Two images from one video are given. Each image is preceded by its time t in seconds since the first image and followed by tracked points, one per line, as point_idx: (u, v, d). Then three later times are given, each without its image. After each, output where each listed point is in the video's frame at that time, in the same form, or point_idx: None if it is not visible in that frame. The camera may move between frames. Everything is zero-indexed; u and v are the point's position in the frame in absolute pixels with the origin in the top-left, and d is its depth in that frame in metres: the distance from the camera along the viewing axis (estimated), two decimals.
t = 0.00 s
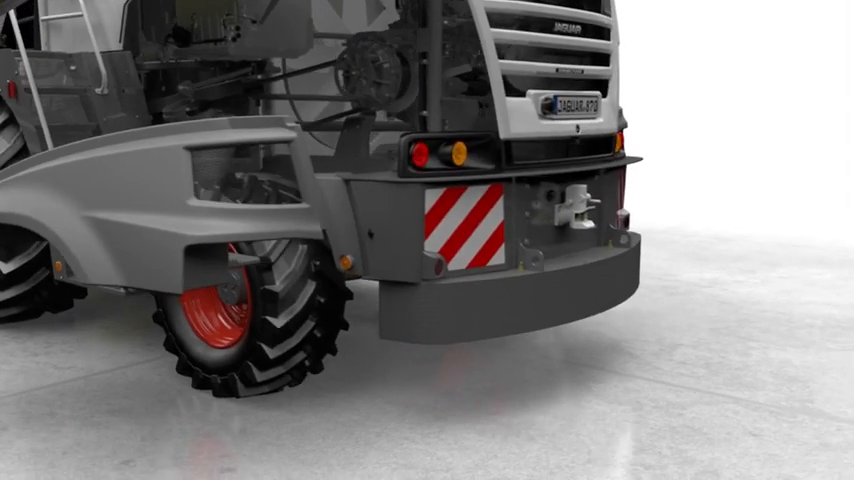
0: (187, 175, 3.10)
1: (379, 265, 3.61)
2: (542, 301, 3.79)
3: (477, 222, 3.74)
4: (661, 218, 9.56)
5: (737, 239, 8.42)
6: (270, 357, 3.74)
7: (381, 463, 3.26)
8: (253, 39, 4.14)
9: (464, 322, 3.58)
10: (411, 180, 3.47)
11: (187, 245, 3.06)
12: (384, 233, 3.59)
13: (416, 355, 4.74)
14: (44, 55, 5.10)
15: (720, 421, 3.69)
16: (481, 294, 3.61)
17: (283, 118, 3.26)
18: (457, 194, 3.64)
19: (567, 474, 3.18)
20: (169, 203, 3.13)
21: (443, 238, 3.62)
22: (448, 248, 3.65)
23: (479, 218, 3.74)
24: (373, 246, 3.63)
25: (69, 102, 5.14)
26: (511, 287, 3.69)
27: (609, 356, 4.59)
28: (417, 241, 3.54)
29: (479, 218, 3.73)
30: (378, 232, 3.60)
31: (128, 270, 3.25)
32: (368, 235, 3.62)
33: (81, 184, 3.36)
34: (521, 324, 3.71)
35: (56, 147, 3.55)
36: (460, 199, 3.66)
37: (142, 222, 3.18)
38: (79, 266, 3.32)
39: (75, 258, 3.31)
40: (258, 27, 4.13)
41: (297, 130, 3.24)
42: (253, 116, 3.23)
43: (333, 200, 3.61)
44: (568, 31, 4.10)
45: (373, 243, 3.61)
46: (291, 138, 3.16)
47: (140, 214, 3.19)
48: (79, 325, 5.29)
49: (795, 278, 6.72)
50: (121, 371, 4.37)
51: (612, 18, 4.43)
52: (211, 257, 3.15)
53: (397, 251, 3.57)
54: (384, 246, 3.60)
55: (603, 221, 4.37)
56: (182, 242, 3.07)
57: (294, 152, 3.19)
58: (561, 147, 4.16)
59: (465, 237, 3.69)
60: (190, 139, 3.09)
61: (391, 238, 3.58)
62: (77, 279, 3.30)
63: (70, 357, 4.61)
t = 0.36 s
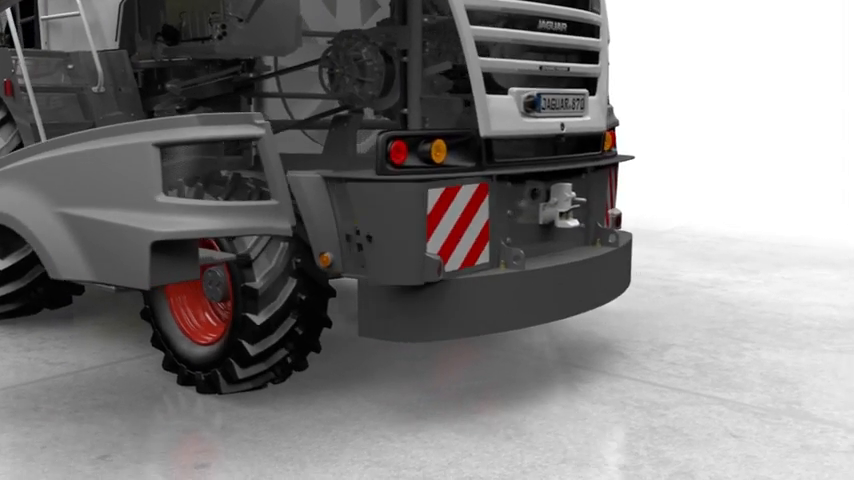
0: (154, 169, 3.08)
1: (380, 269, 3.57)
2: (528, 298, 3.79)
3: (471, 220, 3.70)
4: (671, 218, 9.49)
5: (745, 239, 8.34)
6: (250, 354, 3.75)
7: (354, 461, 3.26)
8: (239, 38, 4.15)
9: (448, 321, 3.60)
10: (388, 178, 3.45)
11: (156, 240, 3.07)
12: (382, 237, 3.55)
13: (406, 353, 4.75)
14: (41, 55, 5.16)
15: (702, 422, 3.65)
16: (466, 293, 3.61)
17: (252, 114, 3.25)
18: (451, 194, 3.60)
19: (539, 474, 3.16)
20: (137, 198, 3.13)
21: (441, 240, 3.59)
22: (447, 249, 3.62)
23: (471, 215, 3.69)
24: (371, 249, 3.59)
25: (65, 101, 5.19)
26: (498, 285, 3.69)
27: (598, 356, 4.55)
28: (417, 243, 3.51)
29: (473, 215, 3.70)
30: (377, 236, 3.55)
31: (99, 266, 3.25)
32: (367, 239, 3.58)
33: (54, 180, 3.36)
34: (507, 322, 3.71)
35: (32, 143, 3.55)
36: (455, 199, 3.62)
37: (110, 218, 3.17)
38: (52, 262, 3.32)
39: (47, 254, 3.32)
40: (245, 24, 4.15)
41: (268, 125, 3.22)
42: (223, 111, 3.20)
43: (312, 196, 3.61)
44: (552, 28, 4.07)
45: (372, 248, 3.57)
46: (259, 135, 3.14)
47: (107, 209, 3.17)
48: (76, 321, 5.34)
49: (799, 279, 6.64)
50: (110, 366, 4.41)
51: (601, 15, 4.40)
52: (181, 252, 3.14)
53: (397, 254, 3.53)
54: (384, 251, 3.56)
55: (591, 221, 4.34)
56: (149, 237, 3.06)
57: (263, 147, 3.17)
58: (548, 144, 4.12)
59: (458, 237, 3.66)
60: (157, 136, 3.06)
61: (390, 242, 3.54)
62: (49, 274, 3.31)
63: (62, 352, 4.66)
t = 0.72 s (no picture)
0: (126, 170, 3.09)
1: (436, 277, 3.52)
2: (519, 294, 3.85)
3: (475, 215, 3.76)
4: (681, 219, 9.41)
5: (754, 240, 8.25)
6: (232, 352, 3.77)
7: (328, 460, 3.26)
8: (228, 37, 4.15)
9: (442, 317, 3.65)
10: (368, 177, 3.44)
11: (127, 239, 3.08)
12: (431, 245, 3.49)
13: (393, 351, 4.76)
14: (39, 54, 5.21)
15: (684, 424, 3.61)
16: (462, 290, 3.65)
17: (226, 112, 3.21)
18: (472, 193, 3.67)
19: (512, 475, 3.14)
20: (109, 197, 3.12)
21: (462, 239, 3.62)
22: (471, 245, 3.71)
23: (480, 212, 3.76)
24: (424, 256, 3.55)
25: (63, 100, 5.24)
26: (493, 281, 3.74)
27: (588, 358, 4.53)
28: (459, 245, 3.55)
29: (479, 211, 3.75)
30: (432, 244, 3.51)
31: (72, 264, 3.26)
32: (424, 247, 3.53)
33: (28, 177, 3.35)
34: (498, 318, 3.78)
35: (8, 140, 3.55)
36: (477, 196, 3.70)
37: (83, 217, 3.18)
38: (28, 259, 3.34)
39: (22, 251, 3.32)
40: (232, 24, 4.15)
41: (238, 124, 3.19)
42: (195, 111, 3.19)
43: (293, 195, 3.61)
44: (537, 27, 4.02)
45: (431, 256, 3.53)
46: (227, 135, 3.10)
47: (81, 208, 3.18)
48: (73, 319, 5.39)
49: (803, 281, 6.55)
50: (99, 364, 4.45)
51: (591, 14, 4.36)
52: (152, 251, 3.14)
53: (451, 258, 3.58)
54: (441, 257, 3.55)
55: (580, 221, 4.31)
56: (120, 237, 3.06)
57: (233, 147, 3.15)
58: (536, 143, 4.07)
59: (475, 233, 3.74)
60: (127, 135, 3.06)
61: (448, 246, 3.56)
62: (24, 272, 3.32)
63: (55, 349, 4.70)
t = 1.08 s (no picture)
0: (95, 172, 3.02)
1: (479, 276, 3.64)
2: (514, 293, 3.85)
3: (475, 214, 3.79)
4: (690, 220, 9.33)
5: (763, 241, 8.16)
6: (215, 351, 3.78)
7: (303, 460, 3.26)
8: (215, 37, 4.18)
9: (440, 316, 3.65)
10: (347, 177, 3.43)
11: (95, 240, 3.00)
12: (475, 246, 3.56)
13: (384, 351, 4.75)
14: (38, 55, 5.26)
15: (666, 428, 3.57)
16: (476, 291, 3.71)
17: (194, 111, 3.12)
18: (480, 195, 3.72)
19: (485, 477, 3.12)
20: (80, 197, 3.05)
21: (479, 238, 3.66)
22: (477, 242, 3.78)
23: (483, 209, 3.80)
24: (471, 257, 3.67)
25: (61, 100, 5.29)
26: (497, 278, 3.75)
27: (577, 360, 4.49)
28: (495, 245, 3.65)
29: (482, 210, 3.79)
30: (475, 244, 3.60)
31: (43, 264, 3.18)
32: (473, 249, 3.64)
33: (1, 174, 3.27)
34: (494, 319, 3.79)
35: None
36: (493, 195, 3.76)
37: (54, 216, 3.10)
38: None
39: None
40: (220, 24, 4.17)
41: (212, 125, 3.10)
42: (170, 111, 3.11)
43: (273, 195, 3.61)
44: (523, 26, 3.98)
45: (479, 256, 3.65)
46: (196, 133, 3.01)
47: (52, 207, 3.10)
48: (70, 316, 5.44)
49: (809, 283, 6.46)
50: (90, 362, 4.48)
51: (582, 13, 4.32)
52: (123, 253, 3.06)
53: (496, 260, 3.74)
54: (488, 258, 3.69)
55: (568, 221, 4.27)
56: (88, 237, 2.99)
57: (205, 148, 3.06)
58: (526, 145, 4.06)
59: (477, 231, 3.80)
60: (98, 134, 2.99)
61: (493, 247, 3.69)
62: None
63: (48, 347, 4.74)
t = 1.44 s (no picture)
0: (68, 173, 3.02)
1: (469, 281, 3.59)
2: (503, 297, 3.80)
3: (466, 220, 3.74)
4: (699, 222, 9.25)
5: (771, 245, 8.08)
6: (198, 353, 3.78)
7: (280, 463, 3.26)
8: (204, 39, 4.20)
9: (427, 319, 3.60)
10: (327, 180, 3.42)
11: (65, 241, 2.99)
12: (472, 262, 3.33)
13: (375, 353, 4.72)
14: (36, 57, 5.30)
15: (650, 435, 3.53)
16: (464, 297, 3.64)
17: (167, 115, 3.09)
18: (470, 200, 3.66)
19: None
20: (54, 199, 3.05)
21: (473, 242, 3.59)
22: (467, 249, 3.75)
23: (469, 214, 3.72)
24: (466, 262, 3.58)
25: (60, 102, 5.32)
26: (488, 281, 3.65)
27: (568, 365, 4.45)
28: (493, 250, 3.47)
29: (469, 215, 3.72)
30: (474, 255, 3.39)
31: (21, 266, 3.18)
32: (467, 252, 3.56)
33: None
34: (483, 323, 3.73)
35: None
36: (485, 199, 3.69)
37: (30, 218, 3.11)
38: None
39: None
40: (209, 28, 4.18)
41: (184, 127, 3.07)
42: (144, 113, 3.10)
43: (256, 197, 3.60)
44: (509, 28, 3.94)
45: (472, 261, 3.57)
46: (167, 138, 2.98)
47: (29, 209, 3.11)
48: (68, 316, 5.48)
49: (813, 287, 6.39)
50: (81, 363, 4.50)
51: (572, 15, 4.28)
52: (94, 253, 3.05)
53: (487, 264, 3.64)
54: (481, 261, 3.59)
55: (558, 225, 4.22)
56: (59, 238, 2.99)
57: (176, 150, 3.04)
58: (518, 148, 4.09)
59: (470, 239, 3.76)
60: (71, 135, 2.99)
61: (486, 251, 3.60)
62: None
63: (42, 347, 4.77)
